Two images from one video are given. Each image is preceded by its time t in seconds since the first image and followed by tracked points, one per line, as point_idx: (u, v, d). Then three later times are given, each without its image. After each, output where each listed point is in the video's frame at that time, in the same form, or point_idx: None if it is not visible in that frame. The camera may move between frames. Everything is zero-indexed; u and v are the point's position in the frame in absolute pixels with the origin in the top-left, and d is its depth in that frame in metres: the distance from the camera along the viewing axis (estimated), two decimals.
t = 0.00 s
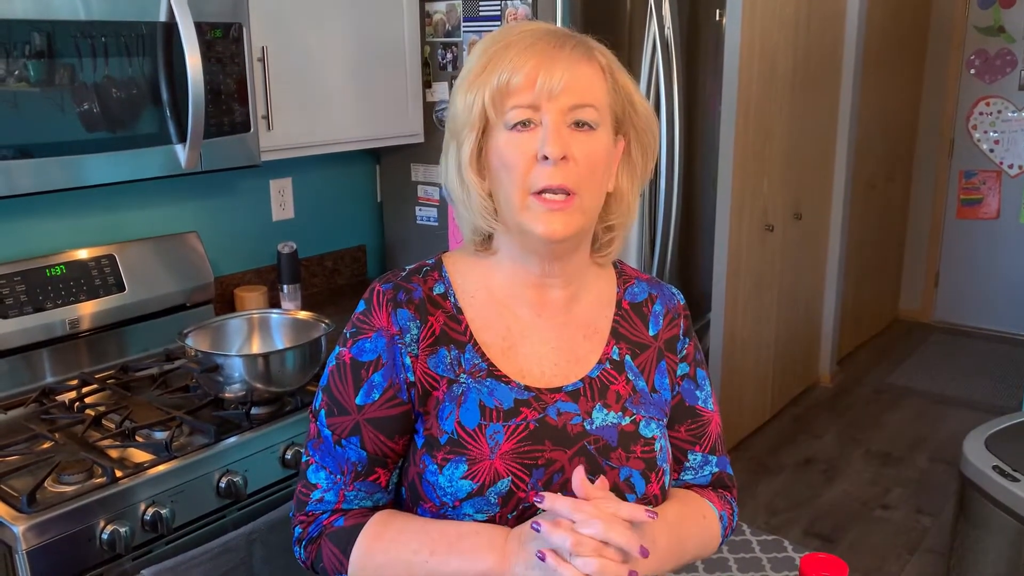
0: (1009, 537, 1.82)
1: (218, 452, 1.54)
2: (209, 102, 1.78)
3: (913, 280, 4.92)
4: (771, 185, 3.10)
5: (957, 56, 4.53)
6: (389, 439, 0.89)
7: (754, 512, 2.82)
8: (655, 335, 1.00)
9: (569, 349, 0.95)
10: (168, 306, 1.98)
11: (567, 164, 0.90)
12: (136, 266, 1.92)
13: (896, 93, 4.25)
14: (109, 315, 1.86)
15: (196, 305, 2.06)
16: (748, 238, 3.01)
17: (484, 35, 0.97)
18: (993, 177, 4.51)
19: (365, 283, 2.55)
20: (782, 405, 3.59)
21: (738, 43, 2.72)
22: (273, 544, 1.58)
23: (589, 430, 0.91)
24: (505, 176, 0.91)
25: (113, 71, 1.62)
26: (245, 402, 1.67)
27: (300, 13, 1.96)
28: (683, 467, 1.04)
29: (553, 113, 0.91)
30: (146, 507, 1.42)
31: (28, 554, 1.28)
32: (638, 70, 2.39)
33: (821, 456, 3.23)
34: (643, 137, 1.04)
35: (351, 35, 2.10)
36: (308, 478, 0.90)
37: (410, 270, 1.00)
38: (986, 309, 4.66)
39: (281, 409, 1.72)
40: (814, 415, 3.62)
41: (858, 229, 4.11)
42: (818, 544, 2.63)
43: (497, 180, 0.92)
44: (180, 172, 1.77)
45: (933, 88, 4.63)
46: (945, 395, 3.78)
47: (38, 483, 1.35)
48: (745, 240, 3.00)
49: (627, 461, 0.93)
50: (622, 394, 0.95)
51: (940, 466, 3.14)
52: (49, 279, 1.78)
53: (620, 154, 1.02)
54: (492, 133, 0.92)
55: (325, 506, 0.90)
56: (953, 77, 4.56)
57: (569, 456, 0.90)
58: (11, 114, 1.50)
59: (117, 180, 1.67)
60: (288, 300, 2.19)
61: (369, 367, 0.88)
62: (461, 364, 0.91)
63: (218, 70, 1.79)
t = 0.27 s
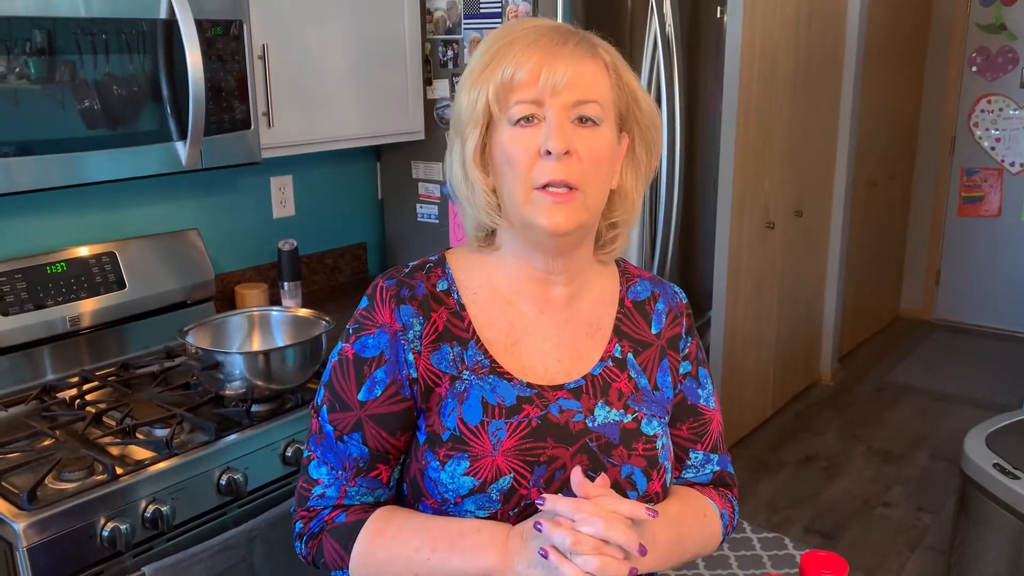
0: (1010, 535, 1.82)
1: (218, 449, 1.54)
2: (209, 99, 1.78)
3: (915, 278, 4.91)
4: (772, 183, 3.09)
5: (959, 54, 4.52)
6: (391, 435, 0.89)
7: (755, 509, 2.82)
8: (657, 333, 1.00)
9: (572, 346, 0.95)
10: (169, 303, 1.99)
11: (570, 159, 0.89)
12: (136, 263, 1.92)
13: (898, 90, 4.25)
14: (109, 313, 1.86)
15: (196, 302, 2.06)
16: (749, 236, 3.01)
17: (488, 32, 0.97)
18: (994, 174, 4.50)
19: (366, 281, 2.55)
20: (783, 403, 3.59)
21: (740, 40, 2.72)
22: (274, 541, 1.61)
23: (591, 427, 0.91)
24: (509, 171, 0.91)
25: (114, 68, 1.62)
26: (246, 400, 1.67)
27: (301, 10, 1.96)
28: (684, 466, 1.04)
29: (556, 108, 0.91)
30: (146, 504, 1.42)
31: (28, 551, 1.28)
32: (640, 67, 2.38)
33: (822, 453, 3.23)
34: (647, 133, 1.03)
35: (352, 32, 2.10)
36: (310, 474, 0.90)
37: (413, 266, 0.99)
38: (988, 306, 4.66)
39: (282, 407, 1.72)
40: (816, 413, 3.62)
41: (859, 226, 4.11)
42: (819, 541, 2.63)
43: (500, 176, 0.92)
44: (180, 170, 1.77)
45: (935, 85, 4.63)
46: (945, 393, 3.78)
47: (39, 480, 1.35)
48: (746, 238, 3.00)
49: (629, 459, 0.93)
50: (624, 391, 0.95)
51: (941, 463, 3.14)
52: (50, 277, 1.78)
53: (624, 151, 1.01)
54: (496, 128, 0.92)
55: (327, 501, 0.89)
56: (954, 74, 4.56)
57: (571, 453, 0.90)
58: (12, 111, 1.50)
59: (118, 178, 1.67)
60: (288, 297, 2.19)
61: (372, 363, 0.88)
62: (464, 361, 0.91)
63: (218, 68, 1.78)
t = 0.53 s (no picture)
0: (1010, 533, 1.82)
1: (218, 448, 1.54)
2: (208, 98, 1.78)
3: (914, 276, 4.91)
4: (771, 182, 3.09)
5: (958, 52, 4.52)
6: (393, 432, 0.89)
7: (754, 508, 2.83)
8: (659, 332, 1.00)
9: (574, 344, 0.95)
10: (168, 302, 1.98)
11: (573, 156, 0.89)
12: (135, 262, 1.92)
13: (897, 89, 4.25)
14: (109, 312, 1.86)
15: (196, 301, 2.06)
16: (749, 235, 3.01)
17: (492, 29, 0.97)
18: (993, 173, 4.50)
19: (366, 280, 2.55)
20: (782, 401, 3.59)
21: (739, 38, 2.72)
22: (274, 540, 1.61)
23: (593, 425, 0.91)
24: (511, 168, 0.91)
25: (113, 67, 1.62)
26: (246, 399, 1.67)
27: (300, 9, 1.96)
28: (685, 465, 1.04)
29: (559, 105, 0.91)
30: (146, 504, 1.42)
31: (28, 550, 1.28)
32: (639, 66, 2.38)
33: (822, 452, 3.23)
34: (648, 132, 1.03)
35: (351, 31, 2.10)
36: (311, 471, 0.90)
37: (415, 264, 0.99)
38: (987, 305, 4.66)
39: (281, 406, 1.72)
40: (816, 411, 3.62)
41: (858, 225, 4.11)
42: (819, 540, 2.63)
43: (503, 173, 0.92)
44: (179, 169, 1.77)
45: (934, 84, 4.63)
46: (945, 391, 3.78)
47: (39, 479, 1.35)
48: (746, 236, 3.00)
49: (630, 457, 0.93)
50: (625, 390, 0.95)
51: (940, 462, 3.14)
52: (49, 276, 1.78)
53: (626, 150, 1.01)
54: (499, 125, 0.92)
55: (328, 498, 0.89)
56: (953, 72, 4.55)
57: (573, 451, 0.90)
58: (11, 110, 1.50)
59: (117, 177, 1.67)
60: (288, 296, 2.19)
61: (374, 361, 0.88)
62: (466, 359, 0.91)
63: (217, 66, 1.78)
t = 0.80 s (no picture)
0: (1008, 533, 1.82)
1: (217, 450, 1.54)
2: (207, 100, 1.78)
3: (913, 277, 4.92)
4: (770, 183, 3.09)
5: (956, 53, 4.53)
6: (392, 434, 0.89)
7: (753, 509, 2.83)
8: (657, 334, 1.00)
9: (573, 345, 0.95)
10: (167, 304, 1.99)
11: (574, 157, 0.89)
12: (135, 264, 1.92)
13: (895, 90, 4.25)
14: (108, 314, 1.86)
15: (195, 303, 2.06)
16: (747, 236, 3.01)
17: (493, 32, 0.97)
18: (992, 174, 4.51)
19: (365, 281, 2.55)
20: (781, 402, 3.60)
21: (737, 38, 2.72)
22: (273, 542, 1.60)
23: (592, 426, 0.91)
24: (513, 169, 0.91)
25: (112, 69, 1.62)
26: (245, 401, 1.67)
27: (298, 11, 1.96)
28: (683, 467, 1.04)
29: (560, 107, 0.91)
30: (146, 505, 1.43)
31: (27, 552, 1.28)
32: (637, 67, 2.38)
33: (821, 453, 3.23)
34: (647, 135, 1.03)
35: (350, 34, 2.10)
36: (311, 472, 0.90)
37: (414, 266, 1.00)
38: (986, 306, 4.66)
39: (281, 407, 1.72)
40: (814, 412, 3.63)
41: (857, 226, 4.11)
42: (818, 541, 2.63)
43: (503, 174, 0.92)
44: (179, 171, 1.77)
45: (932, 85, 4.63)
46: (944, 392, 3.79)
47: (38, 481, 1.35)
48: (744, 237, 3.00)
49: (629, 459, 0.93)
50: (624, 392, 0.95)
51: (939, 463, 3.14)
52: (48, 278, 1.78)
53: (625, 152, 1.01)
54: (500, 127, 0.92)
55: (327, 500, 0.90)
56: (951, 73, 4.56)
57: (572, 452, 0.90)
58: (10, 112, 1.50)
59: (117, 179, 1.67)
60: (287, 298, 2.19)
61: (373, 362, 0.88)
62: (465, 360, 0.91)
63: (217, 69, 1.79)
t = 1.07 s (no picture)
0: (1009, 535, 1.82)
1: (217, 453, 1.54)
2: (207, 103, 1.79)
3: (913, 278, 4.92)
4: (769, 185, 3.10)
5: (955, 55, 4.53)
6: (387, 437, 0.89)
7: (754, 511, 2.83)
8: (656, 335, 1.00)
9: (572, 347, 0.95)
10: (167, 307, 1.99)
11: (593, 162, 0.90)
12: (134, 268, 1.92)
13: (895, 92, 4.26)
14: (108, 318, 1.86)
15: (195, 306, 2.06)
16: (747, 238, 3.01)
17: (493, 34, 0.95)
18: (991, 175, 4.51)
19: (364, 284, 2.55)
20: (781, 404, 3.60)
21: (737, 40, 2.72)
22: (273, 545, 1.57)
23: (590, 427, 0.91)
24: (528, 173, 0.90)
25: (112, 73, 1.62)
26: (244, 403, 1.68)
27: (298, 15, 1.96)
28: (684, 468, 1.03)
29: (576, 111, 0.91)
30: (145, 509, 1.43)
31: (27, 555, 1.28)
32: (636, 70, 2.39)
33: (821, 454, 3.23)
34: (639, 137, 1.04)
35: (349, 37, 2.10)
36: (307, 474, 0.91)
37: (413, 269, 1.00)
38: (985, 307, 4.67)
39: (280, 410, 1.72)
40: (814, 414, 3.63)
41: (856, 227, 4.11)
42: (818, 542, 2.63)
43: (516, 180, 0.91)
44: (178, 174, 1.77)
45: (932, 86, 4.64)
46: (944, 394, 3.78)
47: (38, 484, 1.35)
48: (744, 239, 3.00)
49: (627, 459, 0.93)
50: (622, 392, 0.95)
51: (940, 464, 3.14)
52: (48, 281, 1.78)
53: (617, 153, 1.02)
54: (515, 133, 0.91)
55: (323, 500, 0.89)
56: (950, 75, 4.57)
57: (570, 454, 0.90)
58: (10, 116, 1.50)
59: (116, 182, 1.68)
60: (287, 301, 2.19)
61: (370, 365, 0.88)
62: (463, 362, 0.91)
63: (216, 72, 1.79)
